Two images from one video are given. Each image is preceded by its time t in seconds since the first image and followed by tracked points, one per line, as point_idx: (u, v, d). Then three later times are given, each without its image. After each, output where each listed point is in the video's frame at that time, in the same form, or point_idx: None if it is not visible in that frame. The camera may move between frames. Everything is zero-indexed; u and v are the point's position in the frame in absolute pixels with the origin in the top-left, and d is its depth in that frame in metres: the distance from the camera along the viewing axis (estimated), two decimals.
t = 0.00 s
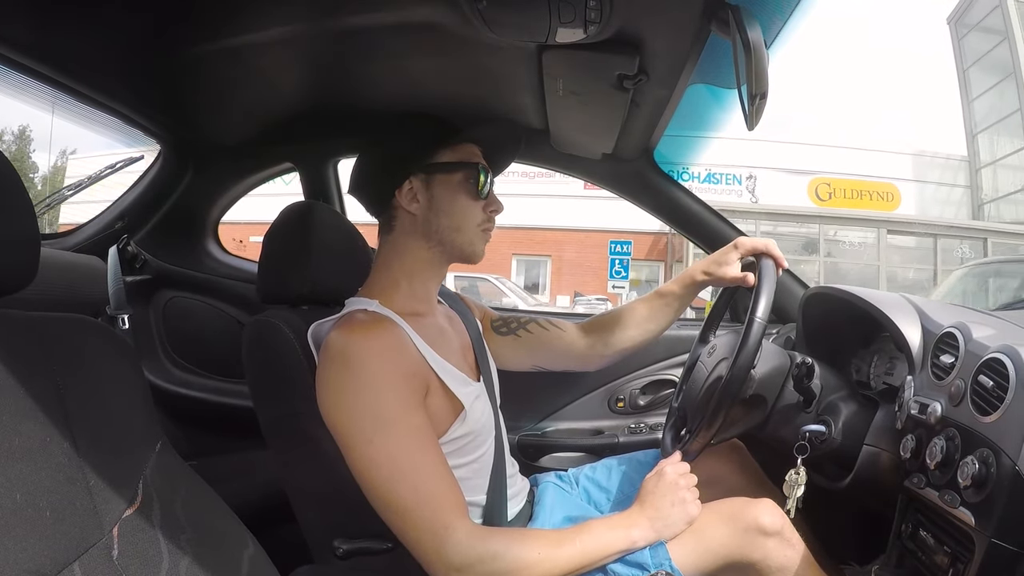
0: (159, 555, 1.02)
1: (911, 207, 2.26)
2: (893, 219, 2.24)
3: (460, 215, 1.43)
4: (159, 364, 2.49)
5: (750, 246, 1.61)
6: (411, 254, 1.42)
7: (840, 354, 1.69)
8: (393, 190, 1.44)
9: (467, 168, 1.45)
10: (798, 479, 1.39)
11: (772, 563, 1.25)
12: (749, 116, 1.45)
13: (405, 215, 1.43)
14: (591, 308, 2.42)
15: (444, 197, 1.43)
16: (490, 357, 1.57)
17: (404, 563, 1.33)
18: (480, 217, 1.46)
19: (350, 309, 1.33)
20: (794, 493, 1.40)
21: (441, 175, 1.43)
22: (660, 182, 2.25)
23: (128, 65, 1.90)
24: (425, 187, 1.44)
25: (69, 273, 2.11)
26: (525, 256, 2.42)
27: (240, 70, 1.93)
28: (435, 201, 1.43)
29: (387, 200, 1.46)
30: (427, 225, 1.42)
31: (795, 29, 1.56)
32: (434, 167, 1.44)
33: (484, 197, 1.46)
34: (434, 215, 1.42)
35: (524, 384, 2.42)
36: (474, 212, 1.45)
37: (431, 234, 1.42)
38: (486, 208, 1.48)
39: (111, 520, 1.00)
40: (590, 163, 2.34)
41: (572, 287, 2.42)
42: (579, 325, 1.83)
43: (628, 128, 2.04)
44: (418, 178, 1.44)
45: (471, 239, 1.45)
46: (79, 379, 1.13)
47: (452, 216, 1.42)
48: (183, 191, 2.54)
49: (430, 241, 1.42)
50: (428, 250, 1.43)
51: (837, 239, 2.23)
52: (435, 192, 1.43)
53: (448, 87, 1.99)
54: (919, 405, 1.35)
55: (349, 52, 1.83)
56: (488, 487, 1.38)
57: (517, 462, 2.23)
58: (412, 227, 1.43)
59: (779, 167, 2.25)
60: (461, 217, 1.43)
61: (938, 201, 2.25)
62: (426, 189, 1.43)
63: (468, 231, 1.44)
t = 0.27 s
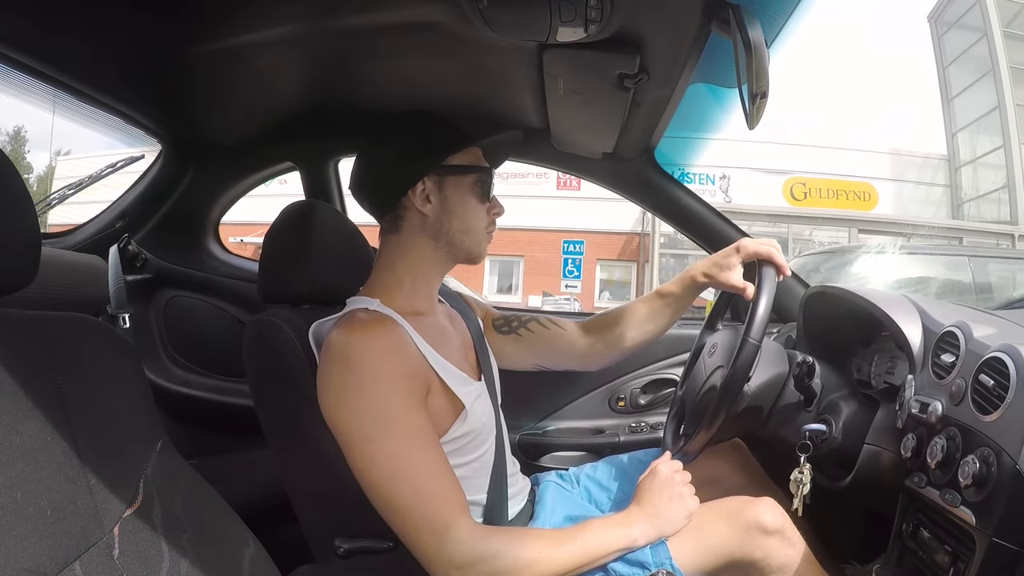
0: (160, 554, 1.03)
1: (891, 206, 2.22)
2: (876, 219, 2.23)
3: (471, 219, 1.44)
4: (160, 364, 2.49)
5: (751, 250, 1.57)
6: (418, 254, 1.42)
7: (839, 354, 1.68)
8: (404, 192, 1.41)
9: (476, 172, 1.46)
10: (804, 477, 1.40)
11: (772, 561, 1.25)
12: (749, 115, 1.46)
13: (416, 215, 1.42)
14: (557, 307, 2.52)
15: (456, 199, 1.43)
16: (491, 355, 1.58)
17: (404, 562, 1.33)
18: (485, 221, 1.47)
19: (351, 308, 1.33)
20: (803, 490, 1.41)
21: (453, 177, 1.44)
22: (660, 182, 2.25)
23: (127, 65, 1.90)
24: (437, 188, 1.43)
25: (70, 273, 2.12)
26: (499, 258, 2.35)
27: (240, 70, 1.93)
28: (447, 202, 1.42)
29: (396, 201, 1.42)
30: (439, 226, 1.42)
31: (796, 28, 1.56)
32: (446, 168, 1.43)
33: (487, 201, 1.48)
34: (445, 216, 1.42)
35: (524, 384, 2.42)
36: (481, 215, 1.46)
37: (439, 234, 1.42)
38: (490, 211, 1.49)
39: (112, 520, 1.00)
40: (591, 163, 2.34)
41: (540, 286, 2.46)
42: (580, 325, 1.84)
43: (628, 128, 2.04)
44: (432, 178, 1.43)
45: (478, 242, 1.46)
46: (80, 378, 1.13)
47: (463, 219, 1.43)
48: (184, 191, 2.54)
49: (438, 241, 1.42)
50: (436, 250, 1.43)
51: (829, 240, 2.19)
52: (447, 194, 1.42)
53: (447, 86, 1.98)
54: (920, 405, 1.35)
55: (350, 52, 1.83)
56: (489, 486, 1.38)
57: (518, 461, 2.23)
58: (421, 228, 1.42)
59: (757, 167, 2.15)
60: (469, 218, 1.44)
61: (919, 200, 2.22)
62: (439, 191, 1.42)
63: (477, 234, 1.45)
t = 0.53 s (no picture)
0: (161, 554, 1.03)
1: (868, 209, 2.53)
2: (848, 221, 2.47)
3: (463, 216, 1.43)
4: (161, 364, 2.49)
5: (756, 264, 1.52)
6: (414, 254, 1.42)
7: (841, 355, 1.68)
8: (394, 193, 1.43)
9: (468, 168, 1.46)
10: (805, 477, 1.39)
11: (773, 562, 1.25)
12: (750, 115, 1.46)
13: (407, 217, 1.43)
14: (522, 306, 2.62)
15: (445, 198, 1.43)
16: (494, 354, 1.58)
17: (405, 562, 1.33)
18: (482, 216, 1.46)
19: (352, 306, 1.33)
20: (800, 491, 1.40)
21: (442, 175, 1.44)
22: (661, 182, 2.25)
23: (127, 65, 1.91)
24: (426, 187, 1.44)
25: (71, 273, 2.12)
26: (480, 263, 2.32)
27: (242, 69, 1.93)
28: (437, 201, 1.43)
29: (391, 203, 1.44)
30: (430, 225, 1.42)
31: (797, 29, 1.56)
32: (434, 167, 1.44)
33: (484, 197, 1.47)
34: (435, 214, 1.42)
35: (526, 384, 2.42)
36: (476, 212, 1.45)
37: (432, 234, 1.42)
38: (488, 208, 1.48)
39: (113, 520, 1.00)
40: (593, 163, 2.34)
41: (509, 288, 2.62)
42: (581, 326, 1.84)
43: (629, 127, 2.03)
44: (420, 178, 1.44)
45: (474, 239, 1.45)
46: (79, 377, 1.12)
47: (454, 216, 1.42)
48: (186, 191, 2.53)
49: (433, 241, 1.42)
50: (433, 250, 1.42)
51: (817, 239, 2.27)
52: (436, 193, 1.43)
53: (450, 87, 1.99)
54: (922, 405, 1.35)
55: (351, 52, 1.83)
56: (490, 486, 1.38)
57: (519, 461, 2.23)
58: (414, 228, 1.42)
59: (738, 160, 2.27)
60: (463, 215, 1.43)
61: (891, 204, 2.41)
62: (429, 190, 1.43)
63: (472, 231, 1.44)
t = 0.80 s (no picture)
0: (165, 556, 1.03)
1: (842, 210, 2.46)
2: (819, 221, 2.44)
3: (450, 211, 1.42)
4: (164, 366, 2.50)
5: (751, 320, 1.38)
6: (405, 253, 1.43)
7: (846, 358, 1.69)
8: (390, 195, 1.50)
9: (455, 163, 1.45)
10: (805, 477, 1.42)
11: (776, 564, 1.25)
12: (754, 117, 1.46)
13: (399, 216, 1.46)
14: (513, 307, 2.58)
15: (430, 195, 1.44)
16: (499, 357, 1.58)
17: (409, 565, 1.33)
18: (473, 211, 1.44)
19: (351, 303, 1.33)
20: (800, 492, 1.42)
21: (430, 173, 1.46)
22: (663, 183, 2.24)
23: (129, 68, 1.91)
24: (415, 187, 1.47)
25: (74, 274, 2.12)
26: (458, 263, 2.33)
27: (245, 71, 1.93)
28: (423, 199, 1.45)
29: (388, 206, 1.52)
30: (417, 223, 1.43)
31: (801, 31, 1.56)
32: (423, 165, 1.47)
33: (477, 192, 1.44)
34: (421, 212, 1.43)
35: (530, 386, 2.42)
36: (468, 207, 1.44)
37: (422, 232, 1.42)
38: (481, 203, 1.46)
39: (118, 521, 1.00)
40: (597, 166, 2.34)
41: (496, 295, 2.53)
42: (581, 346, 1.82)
43: (633, 129, 2.03)
44: (410, 177, 1.48)
45: (463, 236, 1.42)
46: (84, 380, 1.13)
47: (441, 213, 1.42)
48: (189, 194, 2.53)
49: (423, 239, 1.42)
50: (424, 248, 1.43)
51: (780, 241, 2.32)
52: (423, 192, 1.45)
53: (454, 88, 1.99)
54: (925, 407, 1.35)
55: (355, 53, 1.83)
56: (492, 488, 1.37)
57: (523, 462, 2.23)
58: (404, 226, 1.45)
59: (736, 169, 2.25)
60: (448, 210, 1.42)
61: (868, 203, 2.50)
62: (416, 189, 1.46)
63: (460, 226, 1.42)
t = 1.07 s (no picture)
0: (173, 556, 1.03)
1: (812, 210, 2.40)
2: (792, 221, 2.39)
3: (452, 209, 1.42)
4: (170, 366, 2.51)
5: (734, 398, 1.33)
6: (407, 252, 1.43)
7: (853, 358, 1.68)
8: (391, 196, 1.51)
9: (454, 160, 1.45)
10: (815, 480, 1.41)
11: (782, 566, 1.26)
12: (761, 118, 1.46)
13: (402, 216, 1.47)
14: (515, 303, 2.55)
15: (429, 193, 1.44)
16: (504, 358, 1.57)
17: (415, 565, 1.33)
18: (475, 208, 1.44)
19: (352, 303, 1.32)
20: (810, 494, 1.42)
21: (431, 172, 1.46)
22: (670, 184, 2.26)
23: (135, 70, 1.92)
24: (415, 186, 1.47)
25: (78, 274, 2.12)
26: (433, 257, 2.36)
27: (250, 72, 1.93)
28: (422, 197, 1.45)
29: (390, 207, 1.52)
30: (417, 222, 1.43)
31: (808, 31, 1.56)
32: (425, 164, 1.47)
33: (477, 188, 1.44)
34: (421, 210, 1.43)
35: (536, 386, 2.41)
36: (468, 205, 1.44)
37: (423, 231, 1.43)
38: (481, 200, 1.46)
39: (126, 522, 1.00)
40: (603, 167, 2.33)
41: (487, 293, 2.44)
42: (576, 375, 1.74)
43: (640, 129, 2.03)
44: (411, 177, 1.49)
45: (464, 234, 1.42)
46: (91, 381, 1.13)
47: (441, 212, 1.41)
48: (193, 195, 2.53)
49: (423, 238, 1.42)
50: (425, 247, 1.42)
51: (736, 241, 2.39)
52: (423, 190, 1.45)
53: (460, 88, 1.98)
54: (932, 408, 1.35)
55: (362, 53, 1.83)
56: (498, 490, 1.37)
57: (529, 463, 2.23)
58: (405, 225, 1.46)
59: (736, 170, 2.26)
60: (448, 208, 1.42)
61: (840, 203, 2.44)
62: (415, 187, 1.47)
63: (459, 223, 1.42)
